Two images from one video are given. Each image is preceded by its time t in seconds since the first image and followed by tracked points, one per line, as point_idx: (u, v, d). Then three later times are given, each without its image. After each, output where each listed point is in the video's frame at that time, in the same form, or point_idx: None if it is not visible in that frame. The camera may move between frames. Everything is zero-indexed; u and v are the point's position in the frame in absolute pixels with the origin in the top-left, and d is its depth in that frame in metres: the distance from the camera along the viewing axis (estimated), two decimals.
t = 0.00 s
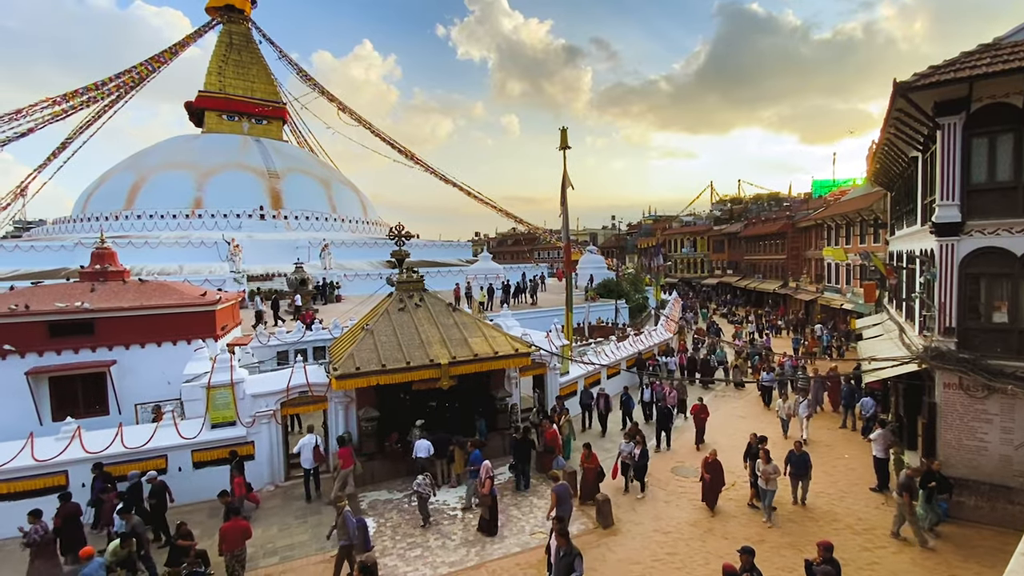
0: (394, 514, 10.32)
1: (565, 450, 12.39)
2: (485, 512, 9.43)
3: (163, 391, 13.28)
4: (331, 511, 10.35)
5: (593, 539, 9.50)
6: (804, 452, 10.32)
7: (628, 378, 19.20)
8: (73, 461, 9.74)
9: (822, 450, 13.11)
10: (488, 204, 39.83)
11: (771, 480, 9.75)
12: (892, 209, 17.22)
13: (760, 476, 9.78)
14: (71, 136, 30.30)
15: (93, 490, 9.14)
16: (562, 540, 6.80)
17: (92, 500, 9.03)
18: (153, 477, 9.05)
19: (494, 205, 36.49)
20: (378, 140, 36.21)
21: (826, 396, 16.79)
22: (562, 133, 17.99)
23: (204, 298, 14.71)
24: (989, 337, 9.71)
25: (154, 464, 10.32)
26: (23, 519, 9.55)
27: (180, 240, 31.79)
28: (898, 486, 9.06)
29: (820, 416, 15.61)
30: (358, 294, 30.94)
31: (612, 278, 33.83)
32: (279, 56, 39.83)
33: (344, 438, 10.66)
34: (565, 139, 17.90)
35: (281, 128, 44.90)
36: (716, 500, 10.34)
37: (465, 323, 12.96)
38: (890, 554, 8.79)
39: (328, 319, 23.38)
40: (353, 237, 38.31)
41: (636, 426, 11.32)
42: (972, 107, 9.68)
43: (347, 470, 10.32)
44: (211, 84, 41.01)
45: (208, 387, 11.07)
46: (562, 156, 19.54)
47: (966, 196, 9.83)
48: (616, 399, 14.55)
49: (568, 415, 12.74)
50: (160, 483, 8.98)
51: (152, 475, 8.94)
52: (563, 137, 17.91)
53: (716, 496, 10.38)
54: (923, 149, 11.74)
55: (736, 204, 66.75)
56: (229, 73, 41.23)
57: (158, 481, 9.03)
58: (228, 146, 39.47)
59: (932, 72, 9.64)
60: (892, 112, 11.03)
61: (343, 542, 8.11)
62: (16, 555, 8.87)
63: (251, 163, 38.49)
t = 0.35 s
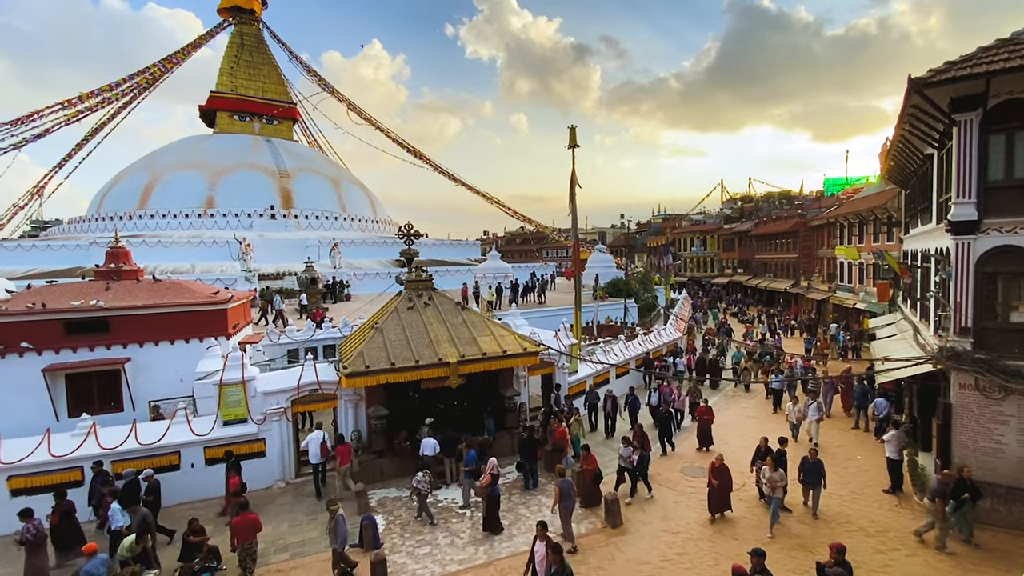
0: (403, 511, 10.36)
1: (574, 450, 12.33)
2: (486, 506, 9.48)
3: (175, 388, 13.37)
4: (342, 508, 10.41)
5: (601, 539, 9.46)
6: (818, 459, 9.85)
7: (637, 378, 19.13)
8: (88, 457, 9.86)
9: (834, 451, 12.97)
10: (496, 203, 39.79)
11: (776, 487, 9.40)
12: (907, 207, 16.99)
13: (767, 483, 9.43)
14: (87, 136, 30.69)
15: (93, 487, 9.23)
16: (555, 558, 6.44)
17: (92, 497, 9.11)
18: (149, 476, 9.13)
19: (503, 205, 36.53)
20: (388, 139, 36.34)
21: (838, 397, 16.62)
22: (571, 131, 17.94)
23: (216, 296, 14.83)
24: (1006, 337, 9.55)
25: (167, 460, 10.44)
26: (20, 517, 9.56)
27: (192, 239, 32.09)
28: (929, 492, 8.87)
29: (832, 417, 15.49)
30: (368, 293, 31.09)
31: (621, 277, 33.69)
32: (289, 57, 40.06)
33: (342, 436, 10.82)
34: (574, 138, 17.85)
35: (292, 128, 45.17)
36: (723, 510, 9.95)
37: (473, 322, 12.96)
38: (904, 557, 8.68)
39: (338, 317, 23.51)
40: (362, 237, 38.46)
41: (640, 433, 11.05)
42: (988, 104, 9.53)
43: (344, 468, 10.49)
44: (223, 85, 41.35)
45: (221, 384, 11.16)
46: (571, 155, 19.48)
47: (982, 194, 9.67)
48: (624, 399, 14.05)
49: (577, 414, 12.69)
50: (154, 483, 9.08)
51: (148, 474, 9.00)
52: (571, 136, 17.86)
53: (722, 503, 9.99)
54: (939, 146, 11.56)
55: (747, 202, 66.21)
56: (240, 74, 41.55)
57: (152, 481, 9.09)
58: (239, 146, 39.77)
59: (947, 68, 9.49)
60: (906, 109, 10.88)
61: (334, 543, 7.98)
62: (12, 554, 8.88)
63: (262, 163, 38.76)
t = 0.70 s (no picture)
0: (412, 509, 10.37)
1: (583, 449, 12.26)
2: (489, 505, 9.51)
3: (188, 385, 13.49)
4: (351, 505, 10.44)
5: (611, 538, 9.41)
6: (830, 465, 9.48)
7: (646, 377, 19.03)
8: (103, 453, 9.98)
9: (846, 452, 12.81)
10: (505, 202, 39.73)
11: (783, 492, 9.05)
12: (922, 205, 16.74)
13: (773, 488, 9.09)
14: (101, 137, 31.08)
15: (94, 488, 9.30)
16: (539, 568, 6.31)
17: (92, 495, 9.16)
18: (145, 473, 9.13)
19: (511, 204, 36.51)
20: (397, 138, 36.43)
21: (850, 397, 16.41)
22: (580, 130, 17.86)
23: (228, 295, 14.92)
24: None
25: (180, 456, 10.55)
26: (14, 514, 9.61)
27: (204, 238, 32.36)
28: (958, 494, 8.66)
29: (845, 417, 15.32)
30: (377, 292, 31.16)
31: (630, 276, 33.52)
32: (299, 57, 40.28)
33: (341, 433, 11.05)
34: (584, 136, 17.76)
35: (302, 128, 45.39)
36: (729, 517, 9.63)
37: (482, 321, 12.93)
38: (918, 559, 8.56)
39: (348, 316, 23.62)
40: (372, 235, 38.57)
41: (638, 433, 10.87)
42: (1006, 100, 9.35)
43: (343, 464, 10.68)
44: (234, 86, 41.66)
45: (232, 381, 11.23)
46: (581, 153, 19.42)
47: (1000, 192, 9.49)
48: (630, 400, 13.88)
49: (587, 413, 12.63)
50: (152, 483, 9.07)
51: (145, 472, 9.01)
52: (581, 134, 17.78)
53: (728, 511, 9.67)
54: (955, 142, 11.37)
55: (759, 200, 65.59)
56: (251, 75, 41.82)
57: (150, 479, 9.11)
58: (250, 146, 40.02)
59: (964, 64, 9.31)
60: (922, 106, 10.70)
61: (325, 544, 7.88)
62: (4, 549, 8.93)
63: (273, 163, 38.98)
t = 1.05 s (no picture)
0: (422, 506, 10.38)
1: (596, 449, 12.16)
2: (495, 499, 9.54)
3: (201, 382, 13.61)
4: (362, 501, 10.47)
5: (621, 537, 9.38)
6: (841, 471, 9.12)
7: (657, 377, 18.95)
8: (118, 448, 10.11)
9: (859, 454, 12.67)
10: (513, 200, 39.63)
11: (788, 500, 8.73)
12: (939, 203, 16.49)
13: (777, 495, 8.77)
14: (116, 137, 31.49)
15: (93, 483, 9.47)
16: None
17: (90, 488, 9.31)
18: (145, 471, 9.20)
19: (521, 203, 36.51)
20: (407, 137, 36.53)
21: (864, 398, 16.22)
22: (590, 128, 17.76)
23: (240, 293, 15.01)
24: None
25: (194, 453, 10.66)
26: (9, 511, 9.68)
27: (217, 237, 32.65)
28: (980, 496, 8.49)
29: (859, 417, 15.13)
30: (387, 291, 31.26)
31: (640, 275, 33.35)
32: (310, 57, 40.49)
33: (345, 427, 11.21)
34: (593, 134, 17.66)
35: (313, 128, 45.63)
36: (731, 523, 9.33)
37: (492, 319, 12.91)
38: (933, 562, 8.43)
39: (358, 314, 23.71)
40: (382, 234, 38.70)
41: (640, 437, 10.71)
42: None
43: (346, 458, 11.00)
44: (246, 86, 41.97)
45: (245, 379, 11.30)
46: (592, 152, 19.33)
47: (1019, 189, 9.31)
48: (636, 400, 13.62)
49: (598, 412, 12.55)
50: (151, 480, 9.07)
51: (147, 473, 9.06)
52: (590, 132, 17.68)
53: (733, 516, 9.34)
54: (973, 139, 11.16)
55: (771, 198, 65.03)
56: (263, 75, 42.11)
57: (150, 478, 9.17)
58: (262, 145, 40.30)
59: (982, 59, 9.14)
60: (938, 102, 10.52)
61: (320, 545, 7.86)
62: None
63: (285, 162, 39.24)
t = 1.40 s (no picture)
0: (434, 504, 10.38)
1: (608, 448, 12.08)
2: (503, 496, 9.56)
3: (216, 379, 13.73)
4: (373, 498, 10.51)
5: (632, 537, 9.32)
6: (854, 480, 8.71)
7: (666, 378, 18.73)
8: (136, 443, 10.25)
9: (875, 455, 12.48)
10: (523, 199, 39.54)
11: (795, 506, 8.40)
12: (959, 201, 16.19)
13: (784, 501, 8.43)
14: (133, 138, 31.91)
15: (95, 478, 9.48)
16: None
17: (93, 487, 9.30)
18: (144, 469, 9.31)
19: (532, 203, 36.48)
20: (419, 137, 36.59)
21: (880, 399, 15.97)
22: (602, 125, 17.63)
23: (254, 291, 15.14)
24: None
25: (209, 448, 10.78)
26: (9, 506, 9.75)
27: (231, 236, 32.96)
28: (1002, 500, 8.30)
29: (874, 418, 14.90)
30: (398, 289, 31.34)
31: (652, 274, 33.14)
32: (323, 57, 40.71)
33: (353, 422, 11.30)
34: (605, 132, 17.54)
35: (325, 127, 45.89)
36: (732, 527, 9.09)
37: (502, 318, 12.89)
38: (951, 567, 8.27)
39: (369, 312, 23.79)
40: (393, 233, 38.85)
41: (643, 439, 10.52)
42: None
43: (352, 452, 11.01)
44: (260, 86, 42.30)
45: (259, 376, 11.39)
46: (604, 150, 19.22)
47: None
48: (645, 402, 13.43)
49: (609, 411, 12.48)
50: (154, 477, 9.18)
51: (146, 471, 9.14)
52: (602, 130, 17.55)
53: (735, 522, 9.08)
54: (995, 135, 10.92)
55: (785, 196, 64.32)
56: (276, 75, 42.40)
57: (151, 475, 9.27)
58: (276, 145, 40.61)
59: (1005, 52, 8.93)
60: (959, 98, 10.31)
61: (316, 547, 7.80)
62: None
63: (297, 162, 39.51)
